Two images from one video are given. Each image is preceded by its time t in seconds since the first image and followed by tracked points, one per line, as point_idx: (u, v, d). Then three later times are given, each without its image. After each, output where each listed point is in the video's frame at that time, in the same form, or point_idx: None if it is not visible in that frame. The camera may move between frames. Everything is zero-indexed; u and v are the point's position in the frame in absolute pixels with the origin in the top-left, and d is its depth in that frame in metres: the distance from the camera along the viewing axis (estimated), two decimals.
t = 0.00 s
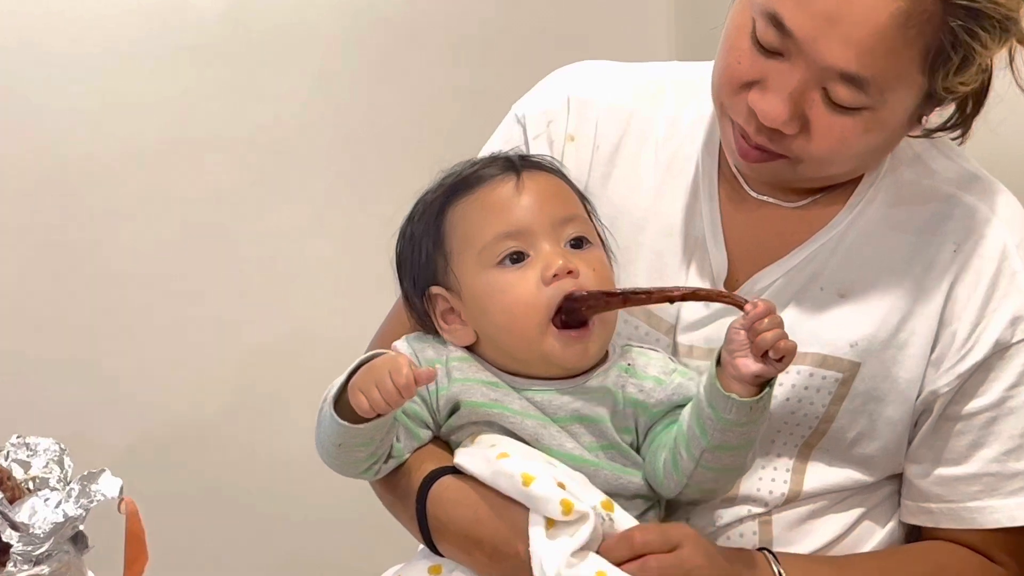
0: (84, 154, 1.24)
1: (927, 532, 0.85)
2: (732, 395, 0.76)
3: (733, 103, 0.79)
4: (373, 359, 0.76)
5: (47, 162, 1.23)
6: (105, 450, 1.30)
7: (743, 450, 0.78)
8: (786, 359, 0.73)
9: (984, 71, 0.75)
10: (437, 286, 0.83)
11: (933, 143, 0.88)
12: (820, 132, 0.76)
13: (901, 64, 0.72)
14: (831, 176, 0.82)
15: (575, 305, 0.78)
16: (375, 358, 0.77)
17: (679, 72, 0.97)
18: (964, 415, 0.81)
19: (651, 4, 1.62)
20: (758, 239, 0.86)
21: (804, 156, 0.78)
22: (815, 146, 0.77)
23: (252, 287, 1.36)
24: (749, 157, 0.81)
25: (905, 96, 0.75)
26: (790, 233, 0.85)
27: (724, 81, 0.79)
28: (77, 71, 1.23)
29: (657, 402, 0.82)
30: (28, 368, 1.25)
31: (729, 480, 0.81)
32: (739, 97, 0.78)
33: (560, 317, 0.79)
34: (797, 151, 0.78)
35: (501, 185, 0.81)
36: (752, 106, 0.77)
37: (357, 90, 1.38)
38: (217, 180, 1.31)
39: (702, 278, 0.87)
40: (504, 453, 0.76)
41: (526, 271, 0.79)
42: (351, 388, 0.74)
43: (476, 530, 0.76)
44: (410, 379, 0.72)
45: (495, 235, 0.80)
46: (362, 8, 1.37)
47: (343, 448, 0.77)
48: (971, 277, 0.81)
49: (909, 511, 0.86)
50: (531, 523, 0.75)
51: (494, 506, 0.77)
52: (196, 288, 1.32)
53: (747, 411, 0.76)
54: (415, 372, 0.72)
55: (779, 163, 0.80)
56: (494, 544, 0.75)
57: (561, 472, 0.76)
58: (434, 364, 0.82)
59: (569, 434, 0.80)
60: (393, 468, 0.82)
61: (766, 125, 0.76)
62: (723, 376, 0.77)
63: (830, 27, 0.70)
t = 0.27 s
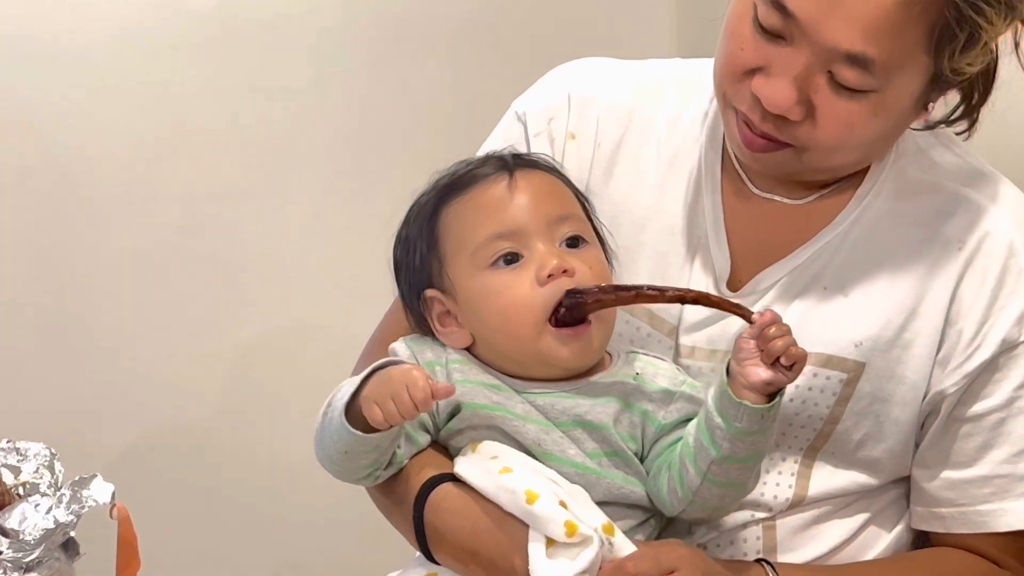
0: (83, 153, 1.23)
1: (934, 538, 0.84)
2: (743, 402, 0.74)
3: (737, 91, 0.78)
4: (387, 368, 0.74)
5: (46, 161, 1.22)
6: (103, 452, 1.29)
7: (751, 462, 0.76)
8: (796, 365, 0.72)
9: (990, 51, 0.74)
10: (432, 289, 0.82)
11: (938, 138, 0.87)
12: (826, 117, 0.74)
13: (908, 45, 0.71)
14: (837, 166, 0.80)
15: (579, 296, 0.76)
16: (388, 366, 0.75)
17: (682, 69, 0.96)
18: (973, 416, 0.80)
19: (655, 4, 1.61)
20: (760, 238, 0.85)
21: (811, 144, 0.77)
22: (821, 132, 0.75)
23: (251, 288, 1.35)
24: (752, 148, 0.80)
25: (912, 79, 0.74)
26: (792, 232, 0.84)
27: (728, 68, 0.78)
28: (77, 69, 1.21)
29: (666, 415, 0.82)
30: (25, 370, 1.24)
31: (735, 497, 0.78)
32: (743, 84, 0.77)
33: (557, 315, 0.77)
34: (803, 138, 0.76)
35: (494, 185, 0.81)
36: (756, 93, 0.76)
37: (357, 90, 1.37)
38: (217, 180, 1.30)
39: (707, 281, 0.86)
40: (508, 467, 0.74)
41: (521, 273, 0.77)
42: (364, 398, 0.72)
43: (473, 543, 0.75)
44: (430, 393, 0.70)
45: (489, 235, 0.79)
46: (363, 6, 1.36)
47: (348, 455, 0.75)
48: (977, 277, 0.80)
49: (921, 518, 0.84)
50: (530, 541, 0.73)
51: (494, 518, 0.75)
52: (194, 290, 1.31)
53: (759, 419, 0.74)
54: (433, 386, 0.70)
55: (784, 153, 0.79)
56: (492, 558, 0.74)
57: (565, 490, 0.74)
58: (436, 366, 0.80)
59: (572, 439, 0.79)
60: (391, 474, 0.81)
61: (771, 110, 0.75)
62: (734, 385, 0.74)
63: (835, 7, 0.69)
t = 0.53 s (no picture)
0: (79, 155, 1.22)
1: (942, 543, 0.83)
2: (746, 411, 0.72)
3: (737, 82, 0.78)
4: (396, 373, 0.73)
5: (43, 164, 1.21)
6: (102, 456, 1.28)
7: (755, 473, 0.74)
8: (799, 369, 0.70)
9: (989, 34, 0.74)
10: (427, 296, 0.81)
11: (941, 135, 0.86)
12: (830, 100, 0.74)
13: (910, 21, 0.71)
14: (840, 157, 0.80)
15: (586, 289, 0.74)
16: (396, 371, 0.74)
17: (681, 69, 0.95)
18: (980, 418, 0.79)
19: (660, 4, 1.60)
20: (762, 238, 0.84)
21: (815, 130, 0.76)
22: (825, 117, 0.75)
23: (250, 291, 1.34)
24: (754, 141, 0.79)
25: (914, 58, 0.73)
26: (795, 232, 0.84)
27: (726, 57, 0.78)
28: (74, 71, 1.21)
29: (670, 423, 0.80)
30: (24, 373, 1.24)
31: (738, 509, 0.76)
32: (743, 73, 0.77)
33: (559, 316, 0.76)
34: (807, 125, 0.76)
35: (483, 188, 0.80)
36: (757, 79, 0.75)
37: (357, 92, 1.37)
38: (215, 183, 1.29)
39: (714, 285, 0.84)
40: (516, 476, 0.73)
41: (513, 276, 0.77)
42: (372, 403, 0.71)
43: (475, 548, 0.74)
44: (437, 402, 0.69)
45: (479, 239, 0.78)
46: (363, 8, 1.35)
47: (354, 462, 0.74)
48: (981, 276, 0.79)
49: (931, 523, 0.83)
50: (536, 548, 0.72)
51: (496, 523, 0.74)
52: (193, 293, 1.31)
53: (763, 428, 0.72)
54: (443, 394, 0.69)
55: (787, 144, 0.78)
56: (493, 566, 0.73)
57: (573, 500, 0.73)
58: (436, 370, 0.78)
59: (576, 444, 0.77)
60: (392, 483, 0.79)
61: (774, 95, 0.74)
62: (737, 393, 0.73)
63: None
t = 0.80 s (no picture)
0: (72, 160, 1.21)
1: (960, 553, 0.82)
2: (742, 417, 0.71)
3: (745, 77, 0.76)
4: (391, 378, 0.71)
5: (35, 169, 1.20)
6: (97, 462, 1.28)
7: (750, 480, 0.73)
8: (794, 372, 0.69)
9: (993, 7, 0.74)
10: (417, 302, 0.80)
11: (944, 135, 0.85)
12: (843, 88, 0.73)
13: None
14: (852, 147, 0.78)
15: (581, 288, 0.73)
16: (391, 376, 0.72)
17: (680, 70, 0.94)
18: (992, 426, 0.77)
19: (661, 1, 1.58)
20: (762, 242, 0.83)
21: (829, 121, 0.75)
22: (839, 105, 0.74)
23: (246, 295, 1.34)
24: (766, 137, 0.78)
25: (925, 40, 0.73)
26: (794, 234, 0.83)
27: (733, 52, 0.76)
28: (67, 74, 1.19)
29: (667, 428, 0.78)
30: (17, 379, 1.23)
31: (734, 516, 0.75)
32: (751, 68, 0.76)
33: (553, 317, 0.75)
34: (820, 115, 0.75)
35: (472, 192, 0.79)
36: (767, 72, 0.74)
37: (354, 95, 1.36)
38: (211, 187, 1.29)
39: (714, 289, 0.83)
40: (500, 489, 0.70)
41: (503, 280, 0.75)
42: (367, 409, 0.70)
43: (468, 554, 0.73)
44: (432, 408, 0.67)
45: (468, 243, 0.77)
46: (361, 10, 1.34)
47: (347, 469, 0.73)
48: (987, 277, 0.77)
49: (955, 537, 0.82)
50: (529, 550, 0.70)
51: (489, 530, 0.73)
52: (189, 297, 1.30)
53: (758, 435, 0.71)
54: (438, 400, 0.67)
55: (800, 138, 0.77)
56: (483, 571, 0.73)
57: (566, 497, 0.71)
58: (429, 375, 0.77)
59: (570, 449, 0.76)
60: (385, 489, 0.79)
61: (787, 88, 0.73)
62: (733, 399, 0.72)
63: None
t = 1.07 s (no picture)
0: (67, 168, 1.20)
1: (969, 564, 0.81)
2: (743, 423, 0.70)
3: (790, 84, 0.75)
4: (392, 385, 0.70)
5: (29, 176, 1.19)
6: (93, 472, 1.27)
7: (753, 487, 0.72)
8: (793, 374, 0.68)
9: None
10: (410, 312, 0.79)
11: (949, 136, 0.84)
12: (897, 66, 0.72)
13: None
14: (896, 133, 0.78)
15: (581, 284, 0.73)
16: (392, 383, 0.71)
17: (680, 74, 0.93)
18: (1001, 432, 0.76)
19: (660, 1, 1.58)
20: (764, 248, 0.82)
21: (884, 110, 0.74)
22: (894, 90, 0.73)
23: (244, 302, 1.33)
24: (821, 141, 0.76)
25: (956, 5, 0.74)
26: (794, 237, 0.82)
27: (774, 63, 0.75)
28: (60, 78, 1.19)
29: (667, 434, 0.77)
30: (11, 389, 1.22)
31: (737, 524, 0.74)
32: (798, 74, 0.74)
33: (550, 315, 0.74)
34: (875, 106, 0.74)
35: (463, 200, 0.78)
36: (819, 71, 0.73)
37: (351, 101, 1.36)
38: (207, 194, 1.28)
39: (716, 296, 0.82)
40: (489, 494, 0.69)
41: (497, 289, 0.75)
42: (368, 416, 0.68)
43: (469, 561, 0.72)
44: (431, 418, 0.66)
45: (462, 252, 0.76)
46: (356, 15, 1.34)
47: (344, 477, 0.72)
48: (993, 280, 0.76)
49: (965, 547, 0.81)
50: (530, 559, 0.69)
51: (487, 539, 0.72)
52: (186, 305, 1.30)
53: (760, 441, 0.70)
54: (439, 407, 0.66)
55: (856, 136, 0.76)
56: None
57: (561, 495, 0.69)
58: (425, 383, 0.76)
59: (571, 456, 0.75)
60: (383, 497, 0.78)
61: (846, 79, 0.72)
62: (734, 406, 0.71)
63: None
